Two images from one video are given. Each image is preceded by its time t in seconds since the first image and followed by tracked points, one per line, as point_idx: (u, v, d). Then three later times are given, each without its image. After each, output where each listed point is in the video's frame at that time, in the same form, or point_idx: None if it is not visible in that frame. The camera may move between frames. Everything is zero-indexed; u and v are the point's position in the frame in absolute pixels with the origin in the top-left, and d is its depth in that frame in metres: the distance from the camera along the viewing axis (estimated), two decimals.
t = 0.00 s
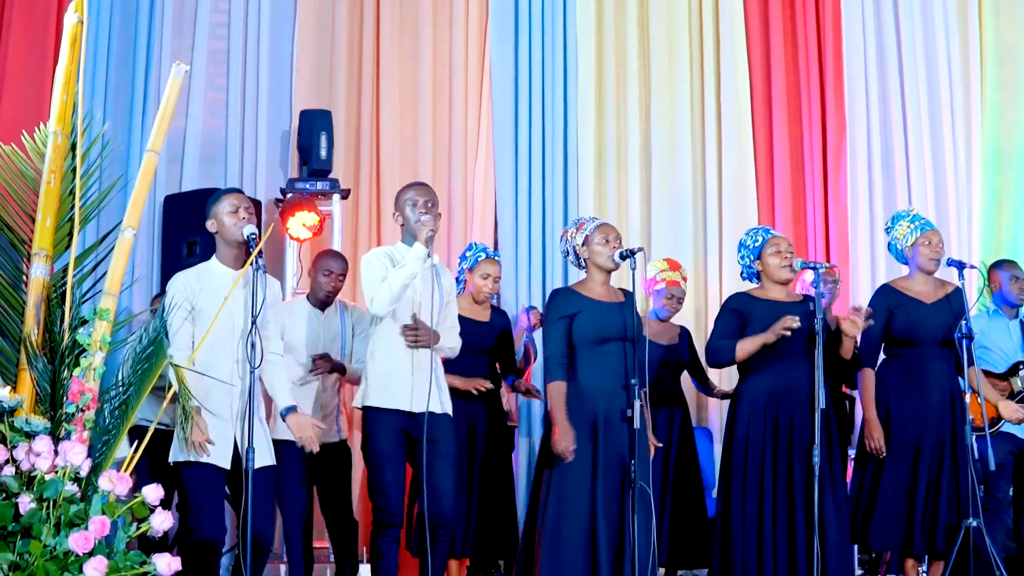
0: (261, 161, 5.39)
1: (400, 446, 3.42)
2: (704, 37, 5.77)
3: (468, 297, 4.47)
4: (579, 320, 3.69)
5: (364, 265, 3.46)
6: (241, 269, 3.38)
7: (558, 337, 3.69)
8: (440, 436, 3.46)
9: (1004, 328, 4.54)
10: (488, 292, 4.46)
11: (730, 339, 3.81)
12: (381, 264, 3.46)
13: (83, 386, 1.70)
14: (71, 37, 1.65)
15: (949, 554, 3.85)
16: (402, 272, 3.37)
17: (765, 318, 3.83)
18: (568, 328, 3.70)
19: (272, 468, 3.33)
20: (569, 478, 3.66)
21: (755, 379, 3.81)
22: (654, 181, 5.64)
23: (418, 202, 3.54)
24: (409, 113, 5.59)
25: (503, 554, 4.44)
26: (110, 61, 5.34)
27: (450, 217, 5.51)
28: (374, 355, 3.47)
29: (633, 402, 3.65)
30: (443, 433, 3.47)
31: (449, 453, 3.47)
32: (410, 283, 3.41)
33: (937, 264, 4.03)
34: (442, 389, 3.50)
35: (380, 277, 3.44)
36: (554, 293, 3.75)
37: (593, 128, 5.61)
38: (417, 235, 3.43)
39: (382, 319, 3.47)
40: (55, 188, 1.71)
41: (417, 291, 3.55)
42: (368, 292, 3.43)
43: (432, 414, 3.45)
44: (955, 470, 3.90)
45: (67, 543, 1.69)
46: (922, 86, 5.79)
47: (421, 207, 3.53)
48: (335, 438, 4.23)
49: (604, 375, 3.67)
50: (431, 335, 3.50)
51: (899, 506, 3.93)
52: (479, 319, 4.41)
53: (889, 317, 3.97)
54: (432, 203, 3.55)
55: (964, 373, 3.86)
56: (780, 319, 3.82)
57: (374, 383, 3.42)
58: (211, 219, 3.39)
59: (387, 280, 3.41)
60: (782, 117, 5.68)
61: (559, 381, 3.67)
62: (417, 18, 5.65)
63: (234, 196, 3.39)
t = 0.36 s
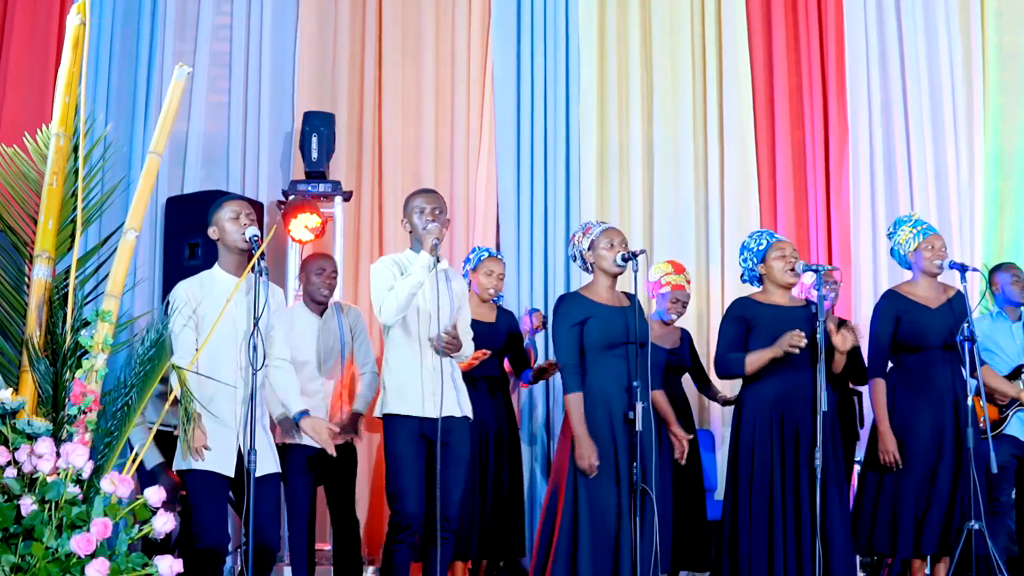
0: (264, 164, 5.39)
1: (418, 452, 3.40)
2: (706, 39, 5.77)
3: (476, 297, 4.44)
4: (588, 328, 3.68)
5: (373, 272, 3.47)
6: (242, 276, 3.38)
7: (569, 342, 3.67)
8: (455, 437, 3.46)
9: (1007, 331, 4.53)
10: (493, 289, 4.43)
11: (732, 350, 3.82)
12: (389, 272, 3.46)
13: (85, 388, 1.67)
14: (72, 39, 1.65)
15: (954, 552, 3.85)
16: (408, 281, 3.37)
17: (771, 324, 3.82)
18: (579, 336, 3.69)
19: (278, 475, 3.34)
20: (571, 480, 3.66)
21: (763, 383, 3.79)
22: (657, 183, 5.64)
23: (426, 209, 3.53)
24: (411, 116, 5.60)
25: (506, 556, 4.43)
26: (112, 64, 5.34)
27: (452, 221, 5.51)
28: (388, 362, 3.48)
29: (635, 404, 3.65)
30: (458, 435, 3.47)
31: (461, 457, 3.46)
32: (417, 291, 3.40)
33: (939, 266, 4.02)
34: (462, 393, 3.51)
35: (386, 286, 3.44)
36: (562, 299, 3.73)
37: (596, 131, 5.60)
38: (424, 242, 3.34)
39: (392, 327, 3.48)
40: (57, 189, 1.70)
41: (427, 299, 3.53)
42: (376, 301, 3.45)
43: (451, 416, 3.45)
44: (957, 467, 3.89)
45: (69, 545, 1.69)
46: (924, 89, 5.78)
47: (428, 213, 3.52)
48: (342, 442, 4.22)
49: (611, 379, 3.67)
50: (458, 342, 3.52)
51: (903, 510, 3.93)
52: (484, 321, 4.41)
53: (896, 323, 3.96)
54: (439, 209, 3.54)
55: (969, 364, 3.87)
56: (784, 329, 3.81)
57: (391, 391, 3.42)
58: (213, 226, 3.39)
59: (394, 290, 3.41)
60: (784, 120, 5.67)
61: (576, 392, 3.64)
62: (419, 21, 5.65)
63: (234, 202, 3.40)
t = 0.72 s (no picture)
0: (265, 163, 5.39)
1: (415, 450, 3.41)
2: (708, 37, 5.76)
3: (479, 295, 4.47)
4: (583, 323, 3.73)
5: (379, 264, 3.48)
6: (245, 272, 3.38)
7: (564, 338, 3.74)
8: (457, 434, 3.45)
9: (1009, 331, 4.53)
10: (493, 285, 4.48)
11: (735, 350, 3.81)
12: (392, 268, 3.46)
13: (86, 387, 1.68)
14: (74, 37, 1.64)
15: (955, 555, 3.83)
16: (407, 276, 3.36)
17: (765, 323, 3.82)
18: (574, 331, 3.75)
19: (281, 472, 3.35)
20: (571, 480, 3.66)
21: (759, 382, 3.81)
22: (658, 183, 5.64)
23: (428, 205, 3.53)
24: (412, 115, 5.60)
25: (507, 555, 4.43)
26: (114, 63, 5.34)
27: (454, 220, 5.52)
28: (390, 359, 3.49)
29: (637, 403, 3.63)
30: (457, 434, 3.45)
31: (462, 456, 3.45)
32: (417, 287, 3.39)
33: (940, 267, 4.02)
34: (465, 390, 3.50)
35: (387, 282, 3.43)
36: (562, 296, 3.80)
37: (597, 130, 5.61)
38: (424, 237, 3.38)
39: (395, 322, 3.48)
40: (59, 188, 1.70)
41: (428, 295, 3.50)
42: (377, 296, 3.45)
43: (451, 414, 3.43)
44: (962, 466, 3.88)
45: (70, 544, 1.69)
46: (926, 88, 5.77)
47: (430, 209, 3.52)
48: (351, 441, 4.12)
49: (612, 376, 3.68)
50: (475, 318, 3.54)
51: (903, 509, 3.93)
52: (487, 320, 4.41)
53: (899, 322, 3.96)
54: (443, 205, 3.54)
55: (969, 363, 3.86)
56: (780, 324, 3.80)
57: (391, 388, 3.42)
58: (215, 222, 3.39)
59: (394, 284, 3.40)
60: (785, 119, 5.66)
61: (560, 385, 3.76)
62: (420, 20, 5.65)
63: (236, 199, 3.39)
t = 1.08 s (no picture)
0: (267, 164, 5.40)
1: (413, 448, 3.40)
2: (709, 39, 5.77)
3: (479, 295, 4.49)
4: (579, 323, 3.75)
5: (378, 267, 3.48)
6: (247, 271, 3.37)
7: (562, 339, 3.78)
8: (457, 435, 3.44)
9: (1012, 333, 4.55)
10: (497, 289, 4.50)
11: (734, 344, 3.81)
12: (391, 270, 3.46)
13: (89, 387, 1.69)
14: (77, 38, 1.64)
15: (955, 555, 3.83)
16: (405, 281, 3.39)
17: (766, 324, 3.83)
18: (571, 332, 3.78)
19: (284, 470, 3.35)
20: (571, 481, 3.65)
21: (763, 379, 3.81)
22: (660, 183, 5.64)
23: (429, 206, 3.53)
24: (415, 116, 5.60)
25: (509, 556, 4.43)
26: (117, 64, 5.35)
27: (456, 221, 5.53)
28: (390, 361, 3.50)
29: (639, 404, 3.63)
30: (458, 435, 3.45)
31: (461, 457, 3.43)
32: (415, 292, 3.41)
33: (943, 267, 4.02)
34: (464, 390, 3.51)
35: (386, 285, 3.44)
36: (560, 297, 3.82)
37: (598, 131, 5.61)
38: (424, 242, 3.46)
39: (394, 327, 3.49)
40: (61, 189, 1.70)
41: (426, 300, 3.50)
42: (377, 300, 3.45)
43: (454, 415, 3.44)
44: (962, 467, 3.87)
45: (73, 545, 1.69)
46: (928, 89, 5.77)
47: (431, 211, 3.52)
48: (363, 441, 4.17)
49: (610, 381, 3.67)
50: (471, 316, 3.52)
51: (908, 512, 3.92)
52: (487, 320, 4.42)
53: (898, 323, 3.97)
54: (443, 206, 3.54)
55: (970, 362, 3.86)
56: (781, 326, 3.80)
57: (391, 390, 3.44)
58: (215, 223, 3.37)
59: (392, 288, 3.42)
60: (787, 120, 5.66)
61: (557, 386, 3.76)
62: (422, 22, 5.66)
63: (236, 199, 3.36)
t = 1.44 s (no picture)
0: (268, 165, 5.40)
1: (405, 451, 3.40)
2: (710, 41, 5.77)
3: (474, 296, 4.51)
4: (577, 330, 3.73)
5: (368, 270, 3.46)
6: (247, 271, 3.38)
7: (559, 344, 3.74)
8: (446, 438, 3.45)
9: (1013, 334, 4.52)
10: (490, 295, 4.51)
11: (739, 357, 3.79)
12: (384, 273, 3.45)
13: (90, 389, 1.70)
14: (77, 39, 1.64)
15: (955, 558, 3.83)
16: (401, 281, 3.38)
17: (769, 327, 3.83)
18: (568, 337, 3.75)
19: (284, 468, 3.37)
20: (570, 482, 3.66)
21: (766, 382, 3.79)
22: (661, 185, 5.64)
23: (421, 209, 3.54)
24: (415, 116, 5.61)
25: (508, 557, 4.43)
26: (117, 65, 5.34)
27: (455, 222, 5.52)
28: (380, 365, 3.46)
29: (640, 407, 3.63)
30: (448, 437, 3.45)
31: (453, 455, 3.45)
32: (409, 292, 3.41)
33: (944, 271, 4.01)
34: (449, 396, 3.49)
35: (380, 286, 3.42)
36: (557, 301, 3.78)
37: (599, 133, 5.61)
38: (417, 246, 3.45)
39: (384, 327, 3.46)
40: (61, 190, 1.70)
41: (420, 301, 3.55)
42: (369, 301, 3.42)
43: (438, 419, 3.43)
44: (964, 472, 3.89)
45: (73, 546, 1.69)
46: (928, 91, 5.77)
47: (423, 213, 3.52)
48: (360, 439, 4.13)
49: (610, 384, 3.66)
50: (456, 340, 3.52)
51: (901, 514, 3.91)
52: (483, 322, 4.42)
53: (895, 324, 3.96)
54: (435, 209, 3.55)
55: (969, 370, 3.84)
56: (785, 331, 3.80)
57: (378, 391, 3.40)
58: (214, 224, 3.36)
59: (387, 289, 3.40)
60: (787, 121, 5.66)
61: (556, 392, 3.73)
62: (423, 23, 5.65)
63: (235, 200, 3.36)
